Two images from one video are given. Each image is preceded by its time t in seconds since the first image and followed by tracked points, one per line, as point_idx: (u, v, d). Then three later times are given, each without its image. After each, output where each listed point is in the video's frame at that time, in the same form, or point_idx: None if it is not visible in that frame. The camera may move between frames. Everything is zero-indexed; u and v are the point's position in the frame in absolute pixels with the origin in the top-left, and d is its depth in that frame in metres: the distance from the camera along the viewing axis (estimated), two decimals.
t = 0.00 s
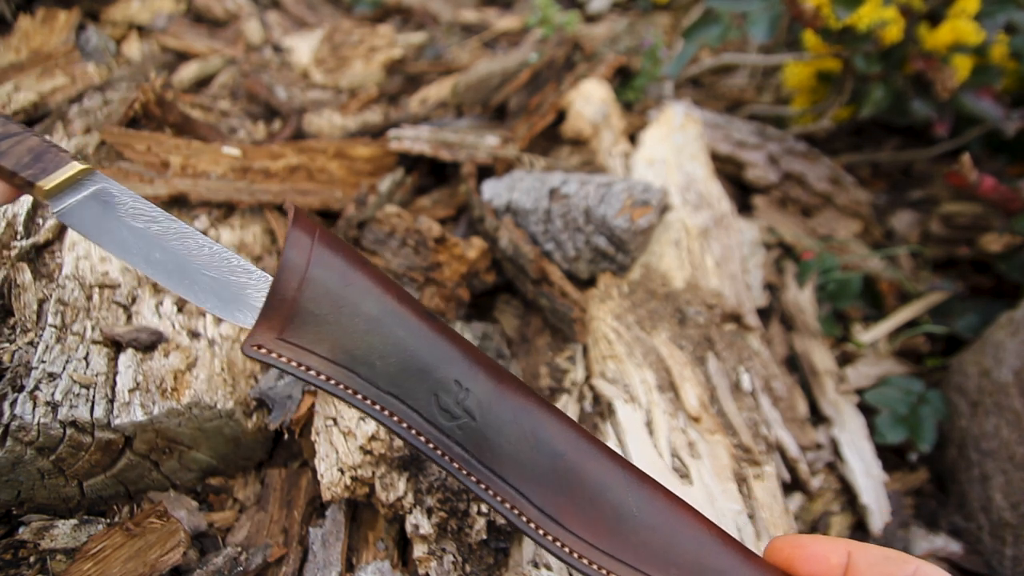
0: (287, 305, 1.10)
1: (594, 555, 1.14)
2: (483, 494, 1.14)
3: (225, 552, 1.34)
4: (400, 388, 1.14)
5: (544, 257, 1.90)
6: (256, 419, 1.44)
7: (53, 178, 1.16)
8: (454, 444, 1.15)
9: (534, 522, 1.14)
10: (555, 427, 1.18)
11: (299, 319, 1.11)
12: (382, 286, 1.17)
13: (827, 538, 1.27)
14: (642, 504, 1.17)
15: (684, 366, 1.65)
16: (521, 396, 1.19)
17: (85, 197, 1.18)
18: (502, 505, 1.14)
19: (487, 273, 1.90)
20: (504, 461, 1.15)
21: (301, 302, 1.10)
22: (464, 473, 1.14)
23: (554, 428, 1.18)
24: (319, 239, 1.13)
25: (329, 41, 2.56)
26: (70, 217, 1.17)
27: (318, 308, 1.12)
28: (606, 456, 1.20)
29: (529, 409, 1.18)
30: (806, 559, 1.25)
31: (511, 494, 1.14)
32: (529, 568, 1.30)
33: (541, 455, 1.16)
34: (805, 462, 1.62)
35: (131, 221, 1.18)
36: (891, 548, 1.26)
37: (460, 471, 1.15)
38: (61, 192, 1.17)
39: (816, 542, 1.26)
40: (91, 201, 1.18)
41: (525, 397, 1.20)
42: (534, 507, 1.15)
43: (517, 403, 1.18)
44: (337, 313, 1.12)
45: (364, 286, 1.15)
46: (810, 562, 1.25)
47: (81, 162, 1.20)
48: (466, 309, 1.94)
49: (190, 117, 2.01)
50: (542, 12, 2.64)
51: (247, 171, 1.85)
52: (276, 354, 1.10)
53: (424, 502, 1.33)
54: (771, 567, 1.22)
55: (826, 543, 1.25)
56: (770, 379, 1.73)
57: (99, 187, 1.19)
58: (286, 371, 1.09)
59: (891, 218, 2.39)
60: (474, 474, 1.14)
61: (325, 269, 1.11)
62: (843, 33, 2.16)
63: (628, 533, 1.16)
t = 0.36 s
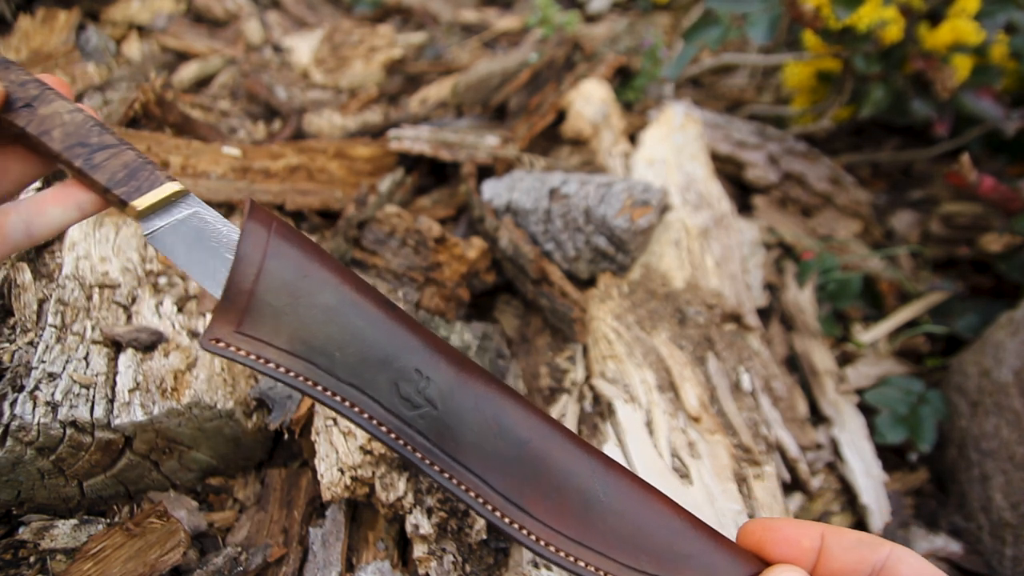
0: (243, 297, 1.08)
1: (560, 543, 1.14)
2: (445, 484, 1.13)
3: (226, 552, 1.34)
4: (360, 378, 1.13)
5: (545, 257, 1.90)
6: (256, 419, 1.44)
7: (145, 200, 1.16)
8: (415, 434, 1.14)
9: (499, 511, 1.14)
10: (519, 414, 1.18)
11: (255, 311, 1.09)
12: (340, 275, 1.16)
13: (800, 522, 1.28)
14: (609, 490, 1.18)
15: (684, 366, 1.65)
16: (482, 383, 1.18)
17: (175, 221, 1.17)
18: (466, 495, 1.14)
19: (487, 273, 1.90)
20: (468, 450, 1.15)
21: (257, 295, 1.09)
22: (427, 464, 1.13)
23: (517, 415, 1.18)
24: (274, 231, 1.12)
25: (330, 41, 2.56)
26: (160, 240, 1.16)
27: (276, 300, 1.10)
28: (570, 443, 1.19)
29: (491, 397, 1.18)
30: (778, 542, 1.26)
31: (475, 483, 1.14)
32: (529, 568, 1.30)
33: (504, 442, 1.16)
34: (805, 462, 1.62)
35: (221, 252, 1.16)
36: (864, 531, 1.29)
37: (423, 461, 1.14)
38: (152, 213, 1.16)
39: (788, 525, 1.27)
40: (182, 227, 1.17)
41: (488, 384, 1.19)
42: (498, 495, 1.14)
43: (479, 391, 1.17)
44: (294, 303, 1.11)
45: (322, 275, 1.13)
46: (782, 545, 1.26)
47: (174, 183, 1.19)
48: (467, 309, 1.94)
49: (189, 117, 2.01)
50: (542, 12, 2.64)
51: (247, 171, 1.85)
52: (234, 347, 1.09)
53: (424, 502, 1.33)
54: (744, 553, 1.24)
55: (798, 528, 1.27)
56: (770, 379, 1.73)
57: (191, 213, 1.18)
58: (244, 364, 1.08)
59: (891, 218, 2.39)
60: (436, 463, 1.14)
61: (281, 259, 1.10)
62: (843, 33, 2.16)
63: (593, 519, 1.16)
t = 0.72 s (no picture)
0: (242, 284, 1.11)
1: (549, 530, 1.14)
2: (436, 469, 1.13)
3: (225, 552, 1.34)
4: (355, 364, 1.14)
5: (545, 257, 1.90)
6: (256, 419, 1.44)
7: (216, 224, 1.18)
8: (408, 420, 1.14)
9: (489, 498, 1.14)
10: (509, 402, 1.20)
11: (254, 297, 1.12)
12: (337, 265, 1.19)
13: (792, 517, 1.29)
14: (597, 478, 1.19)
15: (684, 366, 1.65)
16: (474, 372, 1.20)
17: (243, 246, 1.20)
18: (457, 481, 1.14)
19: (487, 273, 1.90)
20: (460, 437, 1.16)
21: (257, 282, 1.12)
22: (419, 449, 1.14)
23: (507, 403, 1.20)
24: (275, 223, 1.17)
25: (329, 41, 2.56)
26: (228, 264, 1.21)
27: (275, 287, 1.13)
28: (558, 432, 1.21)
29: (482, 385, 1.20)
30: (768, 536, 1.27)
31: (467, 469, 1.14)
32: (529, 568, 1.31)
33: (495, 429, 1.17)
34: (805, 463, 1.62)
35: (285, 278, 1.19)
36: (855, 528, 1.31)
37: (415, 447, 1.14)
38: (221, 237, 1.19)
39: (779, 520, 1.27)
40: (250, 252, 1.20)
41: (479, 373, 1.21)
42: (489, 481, 1.15)
43: (470, 379, 1.19)
44: (291, 291, 1.14)
45: (319, 264, 1.17)
46: (772, 539, 1.26)
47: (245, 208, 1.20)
48: (467, 309, 1.94)
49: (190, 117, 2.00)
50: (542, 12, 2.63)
51: (247, 171, 1.85)
52: (231, 332, 1.09)
53: (424, 502, 1.33)
54: (735, 546, 1.24)
55: (790, 522, 1.28)
56: (770, 379, 1.73)
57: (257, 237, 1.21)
58: (240, 348, 1.08)
59: (891, 218, 2.39)
60: (428, 449, 1.14)
61: (280, 248, 1.14)
62: (843, 33, 2.16)
63: (582, 507, 1.17)
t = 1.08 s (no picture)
0: (226, 227, 1.16)
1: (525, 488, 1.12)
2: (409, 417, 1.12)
3: (225, 553, 1.34)
4: (332, 310, 1.15)
5: (545, 257, 1.90)
6: (256, 419, 1.44)
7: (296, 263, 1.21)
8: (382, 365, 1.14)
9: (464, 452, 1.12)
10: (490, 358, 1.20)
11: (236, 241, 1.15)
12: (322, 216, 1.22)
13: (774, 492, 1.29)
14: (579, 441, 1.17)
15: (684, 366, 1.65)
16: (456, 327, 1.20)
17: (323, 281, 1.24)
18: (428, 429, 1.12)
19: (487, 273, 1.90)
20: (436, 387, 1.15)
21: (240, 224, 1.17)
22: (392, 396, 1.13)
23: (488, 358, 1.19)
24: (262, 170, 1.22)
25: (329, 41, 2.56)
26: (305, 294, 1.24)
27: (258, 230, 1.17)
28: (540, 391, 1.20)
29: (463, 340, 1.20)
30: (748, 508, 1.27)
31: (442, 421, 1.13)
32: (528, 568, 1.31)
33: (473, 382, 1.17)
34: (805, 462, 1.62)
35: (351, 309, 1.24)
36: (840, 505, 1.29)
37: (389, 396, 1.13)
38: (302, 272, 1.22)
39: (760, 494, 1.28)
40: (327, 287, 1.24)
41: (461, 330, 1.21)
42: (464, 435, 1.13)
43: (451, 333, 1.19)
44: (273, 236, 1.18)
45: (304, 213, 1.20)
46: (752, 512, 1.26)
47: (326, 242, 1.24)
48: (467, 309, 1.94)
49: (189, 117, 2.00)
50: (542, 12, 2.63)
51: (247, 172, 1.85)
52: (210, 272, 1.12)
53: (424, 502, 1.33)
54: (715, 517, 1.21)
55: (771, 497, 1.28)
56: (770, 379, 1.73)
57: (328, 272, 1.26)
58: (216, 287, 1.11)
59: (891, 218, 2.39)
60: (403, 398, 1.13)
61: (265, 192, 1.19)
62: (843, 33, 2.16)
63: (560, 467, 1.14)
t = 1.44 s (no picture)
0: (204, 213, 1.14)
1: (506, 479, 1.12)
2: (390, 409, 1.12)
3: (225, 553, 1.34)
4: (312, 299, 1.14)
5: (545, 257, 1.90)
6: (256, 419, 1.44)
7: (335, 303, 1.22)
8: (363, 355, 1.14)
9: (444, 442, 1.12)
10: (470, 347, 1.20)
11: (215, 228, 1.14)
12: (303, 202, 1.21)
13: (759, 483, 1.30)
14: (559, 431, 1.18)
15: (684, 366, 1.65)
16: (437, 316, 1.20)
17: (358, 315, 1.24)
18: (408, 419, 1.12)
19: (487, 273, 1.90)
20: (417, 377, 1.15)
21: (218, 212, 1.15)
22: (373, 387, 1.13)
23: (469, 348, 1.19)
24: (240, 155, 1.20)
25: (330, 41, 2.56)
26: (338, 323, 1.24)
27: (236, 217, 1.16)
28: (520, 380, 1.20)
29: (444, 329, 1.20)
30: (732, 499, 1.28)
31: (422, 411, 1.13)
32: (528, 568, 1.31)
33: (454, 371, 1.17)
34: (805, 463, 1.62)
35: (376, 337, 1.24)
36: (823, 498, 1.29)
37: (370, 386, 1.13)
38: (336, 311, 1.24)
39: (744, 485, 1.29)
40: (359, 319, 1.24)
41: (441, 318, 1.21)
42: (446, 426, 1.13)
43: (432, 322, 1.19)
44: (253, 224, 1.16)
45: (284, 200, 1.19)
46: (736, 503, 1.27)
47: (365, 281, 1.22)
48: (467, 309, 1.94)
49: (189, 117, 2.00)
50: (542, 12, 2.64)
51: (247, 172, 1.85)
52: (188, 260, 1.11)
53: (424, 502, 1.33)
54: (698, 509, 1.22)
55: (755, 488, 1.29)
56: (770, 379, 1.73)
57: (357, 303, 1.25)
58: (195, 276, 1.10)
59: (891, 218, 2.39)
60: (383, 388, 1.13)
61: (243, 178, 1.17)
62: (843, 33, 2.16)
63: (540, 458, 1.15)
